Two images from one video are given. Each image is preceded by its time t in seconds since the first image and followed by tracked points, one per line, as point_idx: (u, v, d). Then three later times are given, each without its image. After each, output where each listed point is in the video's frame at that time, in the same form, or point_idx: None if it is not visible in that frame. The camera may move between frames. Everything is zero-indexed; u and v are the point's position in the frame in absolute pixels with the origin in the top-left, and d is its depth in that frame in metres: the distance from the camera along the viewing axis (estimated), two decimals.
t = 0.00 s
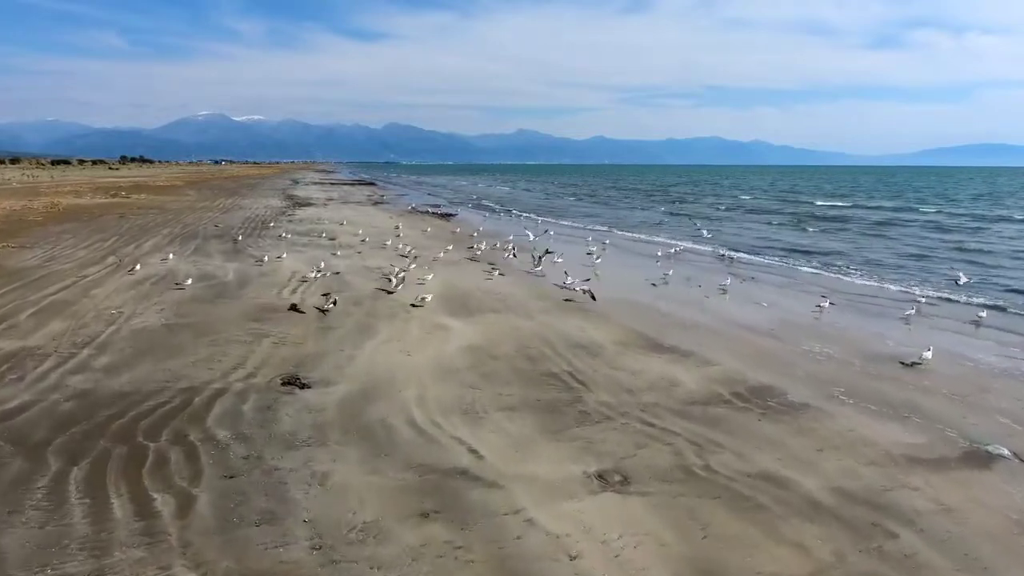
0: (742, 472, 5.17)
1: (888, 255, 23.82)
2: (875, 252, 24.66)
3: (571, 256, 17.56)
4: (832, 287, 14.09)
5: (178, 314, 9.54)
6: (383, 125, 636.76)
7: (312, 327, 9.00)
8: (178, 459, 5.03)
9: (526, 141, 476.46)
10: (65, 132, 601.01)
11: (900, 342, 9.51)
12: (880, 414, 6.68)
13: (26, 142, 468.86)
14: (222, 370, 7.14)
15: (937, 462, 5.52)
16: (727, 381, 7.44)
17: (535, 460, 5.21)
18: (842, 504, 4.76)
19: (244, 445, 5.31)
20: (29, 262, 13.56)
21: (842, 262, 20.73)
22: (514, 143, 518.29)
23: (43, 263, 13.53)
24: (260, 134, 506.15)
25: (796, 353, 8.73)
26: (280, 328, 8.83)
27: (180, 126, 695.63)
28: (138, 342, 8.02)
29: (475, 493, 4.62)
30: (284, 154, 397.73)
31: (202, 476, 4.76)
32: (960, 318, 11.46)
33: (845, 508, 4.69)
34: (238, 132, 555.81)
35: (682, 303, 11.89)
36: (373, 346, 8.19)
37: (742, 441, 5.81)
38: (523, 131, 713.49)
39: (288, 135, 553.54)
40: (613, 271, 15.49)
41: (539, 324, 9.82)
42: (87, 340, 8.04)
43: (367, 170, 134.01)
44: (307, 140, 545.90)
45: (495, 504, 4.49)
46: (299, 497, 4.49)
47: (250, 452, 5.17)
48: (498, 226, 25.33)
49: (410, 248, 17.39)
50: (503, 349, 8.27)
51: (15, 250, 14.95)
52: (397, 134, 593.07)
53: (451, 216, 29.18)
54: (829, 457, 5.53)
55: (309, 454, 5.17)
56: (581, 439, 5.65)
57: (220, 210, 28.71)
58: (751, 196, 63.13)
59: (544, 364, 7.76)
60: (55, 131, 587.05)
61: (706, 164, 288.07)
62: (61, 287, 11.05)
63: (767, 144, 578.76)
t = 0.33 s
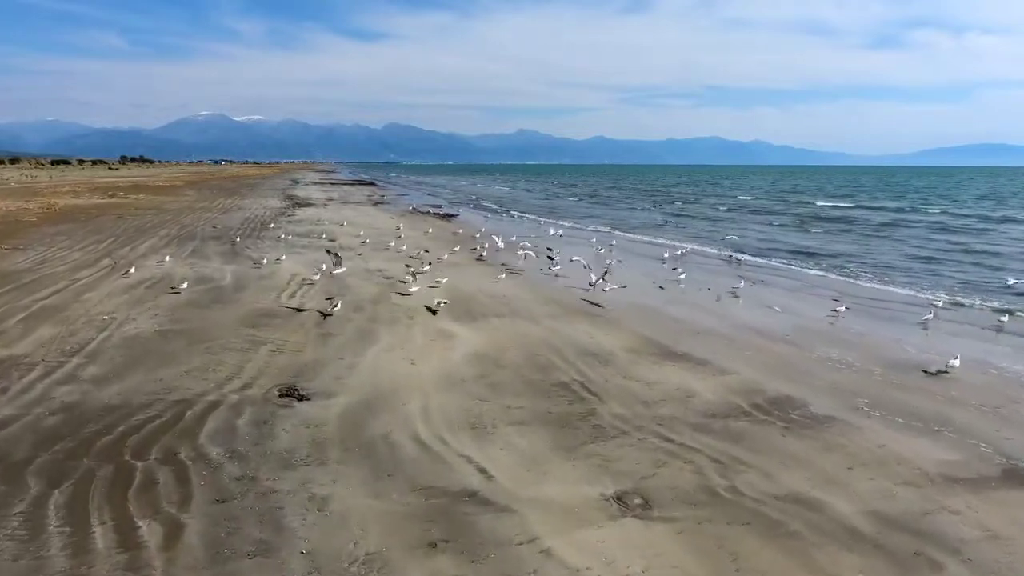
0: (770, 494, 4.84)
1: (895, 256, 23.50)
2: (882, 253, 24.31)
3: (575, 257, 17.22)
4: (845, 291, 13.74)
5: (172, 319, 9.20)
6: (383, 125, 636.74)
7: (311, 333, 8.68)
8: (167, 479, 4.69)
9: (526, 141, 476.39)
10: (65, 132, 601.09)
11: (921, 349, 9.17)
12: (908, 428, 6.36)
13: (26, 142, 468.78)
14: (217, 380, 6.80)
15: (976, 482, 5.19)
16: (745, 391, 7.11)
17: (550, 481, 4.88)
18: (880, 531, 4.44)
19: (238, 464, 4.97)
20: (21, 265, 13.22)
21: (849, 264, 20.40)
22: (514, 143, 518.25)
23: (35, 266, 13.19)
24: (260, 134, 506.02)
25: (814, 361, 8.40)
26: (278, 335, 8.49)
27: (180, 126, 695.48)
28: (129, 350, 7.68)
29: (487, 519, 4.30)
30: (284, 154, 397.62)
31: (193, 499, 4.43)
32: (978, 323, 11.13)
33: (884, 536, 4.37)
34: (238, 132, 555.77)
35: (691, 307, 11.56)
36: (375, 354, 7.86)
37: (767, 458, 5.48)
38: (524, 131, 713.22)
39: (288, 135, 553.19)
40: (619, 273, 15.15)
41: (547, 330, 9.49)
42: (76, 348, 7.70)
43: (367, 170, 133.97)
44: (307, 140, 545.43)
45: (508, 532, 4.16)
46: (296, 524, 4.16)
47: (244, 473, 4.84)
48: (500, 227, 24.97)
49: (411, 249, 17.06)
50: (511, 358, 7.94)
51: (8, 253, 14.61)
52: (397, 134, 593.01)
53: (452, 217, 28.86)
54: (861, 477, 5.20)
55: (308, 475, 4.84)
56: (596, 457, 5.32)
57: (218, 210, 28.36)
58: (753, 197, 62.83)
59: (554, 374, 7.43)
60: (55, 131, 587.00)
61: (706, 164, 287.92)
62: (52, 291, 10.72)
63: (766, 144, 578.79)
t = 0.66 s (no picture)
0: (801, 519, 4.52)
1: (902, 257, 23.22)
2: (889, 255, 24.02)
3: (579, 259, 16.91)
4: (857, 294, 13.43)
5: (166, 325, 8.87)
6: (383, 125, 636.61)
7: (310, 340, 8.35)
8: (155, 504, 4.37)
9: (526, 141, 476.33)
10: (65, 132, 601.00)
11: (942, 356, 8.85)
12: (939, 442, 6.04)
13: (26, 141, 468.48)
14: (211, 391, 6.48)
15: (1020, 504, 4.88)
16: (765, 402, 6.79)
17: (566, 505, 4.56)
18: (923, 560, 4.13)
19: (231, 487, 4.65)
20: (13, 268, 12.88)
21: (857, 265, 20.11)
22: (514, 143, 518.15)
23: (28, 269, 12.87)
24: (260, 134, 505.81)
25: (834, 370, 8.08)
26: (276, 342, 8.18)
27: (180, 126, 695.11)
28: (120, 359, 7.36)
29: (501, 549, 3.98)
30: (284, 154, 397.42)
31: (182, 526, 4.11)
32: (998, 328, 10.81)
33: (928, 566, 4.06)
34: (238, 132, 555.52)
35: (702, 312, 11.24)
36: (377, 362, 7.53)
37: (795, 478, 5.16)
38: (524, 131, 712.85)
39: (288, 135, 552.77)
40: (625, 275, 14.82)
41: (554, 337, 9.17)
42: (65, 356, 7.37)
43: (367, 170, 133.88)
44: (307, 140, 544.93)
45: (524, 564, 3.84)
46: (294, 556, 3.84)
47: (238, 496, 4.51)
48: (502, 228, 24.66)
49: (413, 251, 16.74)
50: (518, 367, 7.62)
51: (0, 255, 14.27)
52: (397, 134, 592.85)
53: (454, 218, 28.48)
54: (896, 499, 4.88)
55: (306, 498, 4.52)
56: (614, 477, 5.00)
57: (217, 211, 28.03)
58: (754, 197, 62.77)
59: (564, 384, 7.11)
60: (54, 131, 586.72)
61: (706, 164, 287.83)
62: (43, 295, 10.38)
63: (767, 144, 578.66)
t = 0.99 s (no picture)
0: (837, 547, 4.21)
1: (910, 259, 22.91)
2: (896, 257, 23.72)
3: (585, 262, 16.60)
4: (871, 298, 13.10)
5: (159, 332, 8.55)
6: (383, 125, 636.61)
7: (309, 347, 8.03)
8: (140, 532, 4.05)
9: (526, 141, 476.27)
10: (65, 132, 600.93)
11: (966, 364, 8.52)
12: (973, 458, 5.72)
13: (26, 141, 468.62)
14: (205, 403, 6.16)
15: None
16: (787, 415, 6.47)
17: (584, 532, 4.24)
18: None
19: (224, 512, 4.33)
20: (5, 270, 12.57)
21: (866, 268, 19.79)
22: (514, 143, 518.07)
23: (20, 272, 12.54)
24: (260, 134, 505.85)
25: (854, 380, 7.76)
26: (274, 350, 7.85)
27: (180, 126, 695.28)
28: (111, 368, 7.04)
29: None
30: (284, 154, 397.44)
31: (169, 558, 3.79)
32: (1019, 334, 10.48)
33: None
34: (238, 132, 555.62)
35: (713, 317, 10.93)
36: (379, 372, 7.21)
37: (826, 500, 4.85)
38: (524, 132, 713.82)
39: (288, 135, 552.75)
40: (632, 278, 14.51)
41: (563, 343, 8.86)
42: (53, 365, 7.05)
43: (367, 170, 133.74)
44: (308, 140, 545.01)
45: None
46: None
47: (231, 523, 4.20)
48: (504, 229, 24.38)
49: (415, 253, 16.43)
50: (527, 377, 7.30)
51: None
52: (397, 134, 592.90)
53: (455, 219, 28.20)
54: (936, 524, 4.57)
55: (305, 524, 4.20)
56: (634, 499, 4.68)
57: (216, 212, 27.72)
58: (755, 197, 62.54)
59: (576, 395, 6.79)
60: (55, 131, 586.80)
61: (706, 164, 287.63)
62: (34, 300, 10.06)
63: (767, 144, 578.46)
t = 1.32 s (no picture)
0: None
1: (918, 261, 22.61)
2: (904, 258, 23.40)
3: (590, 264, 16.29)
4: (885, 302, 12.78)
5: (153, 339, 8.22)
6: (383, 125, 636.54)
7: (309, 355, 7.70)
8: (124, 564, 3.73)
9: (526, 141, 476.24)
10: (65, 132, 600.77)
11: (992, 372, 8.19)
12: (1012, 476, 5.39)
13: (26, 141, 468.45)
14: (198, 417, 5.83)
15: None
16: (811, 429, 6.14)
17: (606, 563, 3.91)
18: None
19: (216, 540, 4.01)
20: None
21: (875, 270, 19.46)
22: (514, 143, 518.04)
23: (12, 275, 12.22)
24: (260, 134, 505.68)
25: (877, 390, 7.43)
26: (272, 359, 7.52)
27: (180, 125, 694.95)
28: (101, 379, 6.71)
29: None
30: (284, 154, 397.31)
31: None
32: None
33: None
34: (238, 132, 555.45)
35: (724, 321, 10.61)
36: (381, 382, 6.87)
37: (862, 524, 4.52)
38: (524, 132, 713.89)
39: (288, 135, 552.37)
40: (639, 281, 14.19)
41: (572, 350, 8.53)
42: (40, 376, 6.73)
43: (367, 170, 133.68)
44: (308, 140, 544.65)
45: None
46: None
47: (223, 553, 3.88)
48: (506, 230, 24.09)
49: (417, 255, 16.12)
50: (536, 387, 6.97)
51: None
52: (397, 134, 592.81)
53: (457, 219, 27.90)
54: (982, 552, 4.25)
55: (302, 556, 3.87)
56: (658, 524, 4.35)
57: (214, 212, 27.40)
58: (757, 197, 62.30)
59: (588, 407, 6.47)
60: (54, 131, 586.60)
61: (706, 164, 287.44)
62: (25, 304, 9.74)
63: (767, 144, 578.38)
